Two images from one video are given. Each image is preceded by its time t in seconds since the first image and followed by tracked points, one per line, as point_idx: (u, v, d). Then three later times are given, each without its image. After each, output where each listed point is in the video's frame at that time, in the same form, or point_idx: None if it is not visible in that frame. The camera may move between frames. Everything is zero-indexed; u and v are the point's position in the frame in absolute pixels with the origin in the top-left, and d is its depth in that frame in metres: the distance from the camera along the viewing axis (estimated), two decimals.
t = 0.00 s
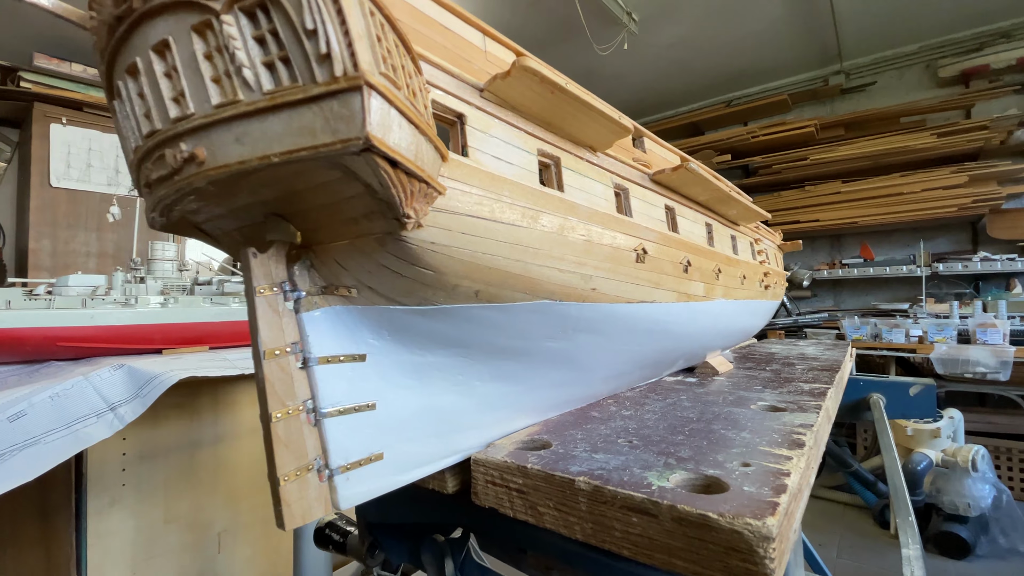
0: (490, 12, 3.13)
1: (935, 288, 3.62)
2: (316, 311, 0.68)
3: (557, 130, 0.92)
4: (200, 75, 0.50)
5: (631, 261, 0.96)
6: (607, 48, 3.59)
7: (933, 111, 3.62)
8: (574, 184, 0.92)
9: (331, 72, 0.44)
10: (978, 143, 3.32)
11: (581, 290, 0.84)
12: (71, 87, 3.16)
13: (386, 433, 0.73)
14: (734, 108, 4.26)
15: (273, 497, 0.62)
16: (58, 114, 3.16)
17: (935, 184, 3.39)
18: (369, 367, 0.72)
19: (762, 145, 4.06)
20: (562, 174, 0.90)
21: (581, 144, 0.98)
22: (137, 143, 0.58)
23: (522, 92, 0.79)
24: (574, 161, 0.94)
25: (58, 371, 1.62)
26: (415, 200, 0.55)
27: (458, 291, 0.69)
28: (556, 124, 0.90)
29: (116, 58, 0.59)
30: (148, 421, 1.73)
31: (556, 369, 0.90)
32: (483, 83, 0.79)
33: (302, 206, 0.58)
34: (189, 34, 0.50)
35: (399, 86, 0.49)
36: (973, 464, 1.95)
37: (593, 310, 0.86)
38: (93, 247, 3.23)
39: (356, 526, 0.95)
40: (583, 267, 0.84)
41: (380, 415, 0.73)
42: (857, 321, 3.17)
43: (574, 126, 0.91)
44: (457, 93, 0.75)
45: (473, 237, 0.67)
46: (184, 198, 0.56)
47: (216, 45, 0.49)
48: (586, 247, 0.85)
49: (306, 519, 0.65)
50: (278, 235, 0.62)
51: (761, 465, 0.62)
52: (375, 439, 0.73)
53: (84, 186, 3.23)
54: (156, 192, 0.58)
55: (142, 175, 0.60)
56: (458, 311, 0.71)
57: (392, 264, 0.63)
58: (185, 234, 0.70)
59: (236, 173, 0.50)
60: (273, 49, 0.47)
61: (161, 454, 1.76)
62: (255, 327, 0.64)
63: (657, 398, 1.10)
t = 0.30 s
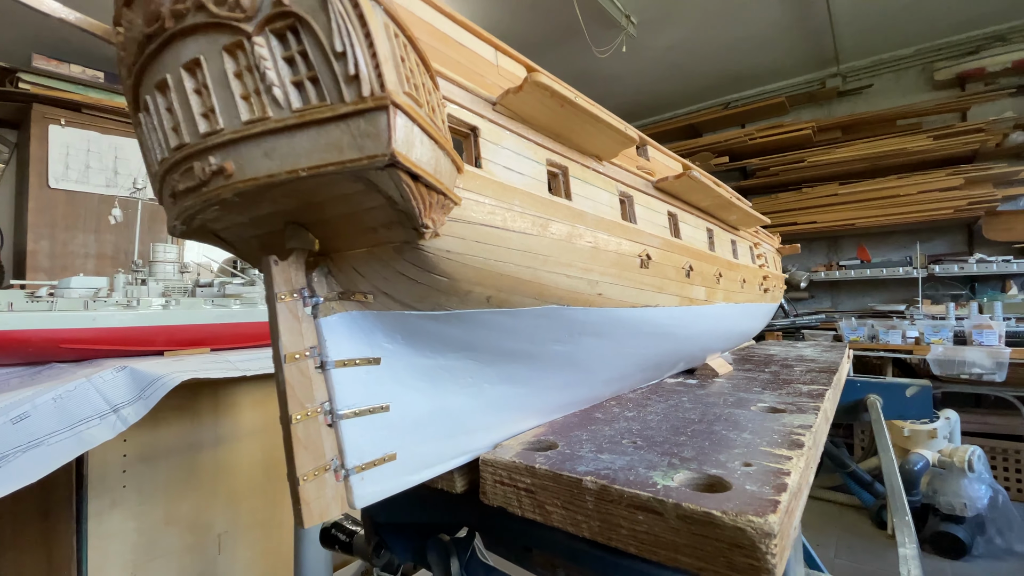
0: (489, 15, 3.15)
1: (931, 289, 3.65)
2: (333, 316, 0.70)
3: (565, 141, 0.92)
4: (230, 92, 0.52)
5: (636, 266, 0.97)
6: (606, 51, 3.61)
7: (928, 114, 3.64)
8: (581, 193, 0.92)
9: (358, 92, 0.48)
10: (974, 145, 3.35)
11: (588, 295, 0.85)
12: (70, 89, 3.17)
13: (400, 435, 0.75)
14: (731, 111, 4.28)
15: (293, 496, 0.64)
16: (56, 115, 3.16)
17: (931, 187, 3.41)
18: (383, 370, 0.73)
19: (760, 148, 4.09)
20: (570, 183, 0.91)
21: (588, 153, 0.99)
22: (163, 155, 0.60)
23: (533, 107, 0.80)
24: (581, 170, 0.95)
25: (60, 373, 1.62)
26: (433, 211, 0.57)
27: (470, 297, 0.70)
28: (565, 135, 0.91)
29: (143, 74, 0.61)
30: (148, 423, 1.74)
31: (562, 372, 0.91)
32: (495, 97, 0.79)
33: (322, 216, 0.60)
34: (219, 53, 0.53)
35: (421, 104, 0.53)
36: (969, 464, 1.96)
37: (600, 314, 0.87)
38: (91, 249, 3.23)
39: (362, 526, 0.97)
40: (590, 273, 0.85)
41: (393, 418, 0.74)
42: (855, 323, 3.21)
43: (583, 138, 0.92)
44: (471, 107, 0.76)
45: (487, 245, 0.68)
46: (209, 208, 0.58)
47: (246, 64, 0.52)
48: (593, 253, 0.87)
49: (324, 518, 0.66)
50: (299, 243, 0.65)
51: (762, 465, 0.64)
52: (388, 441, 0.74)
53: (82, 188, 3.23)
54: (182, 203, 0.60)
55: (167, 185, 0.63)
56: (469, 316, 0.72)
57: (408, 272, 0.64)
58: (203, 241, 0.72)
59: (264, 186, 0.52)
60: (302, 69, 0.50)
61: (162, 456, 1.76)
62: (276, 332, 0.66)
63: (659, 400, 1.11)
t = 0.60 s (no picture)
0: (488, 16, 3.16)
1: (927, 290, 3.68)
2: (347, 318, 0.70)
3: (572, 146, 0.94)
4: (253, 101, 0.53)
5: (642, 269, 0.99)
6: (604, 52, 3.63)
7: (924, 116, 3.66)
8: (588, 197, 0.93)
9: (380, 102, 0.49)
10: (970, 147, 3.36)
11: (595, 298, 0.86)
12: (67, 90, 3.16)
13: (412, 436, 0.76)
14: (728, 112, 4.31)
15: (308, 495, 0.64)
16: (54, 116, 3.14)
17: (927, 189, 3.44)
18: (395, 371, 0.74)
19: (757, 150, 4.11)
20: (577, 188, 0.92)
21: (595, 158, 1.01)
22: (185, 161, 0.62)
23: (544, 114, 0.82)
24: (588, 175, 0.96)
25: (60, 374, 1.62)
26: (449, 216, 0.58)
27: (481, 300, 0.71)
28: (573, 141, 0.92)
29: (165, 81, 0.63)
30: (148, 424, 1.73)
31: (568, 373, 0.92)
32: (507, 105, 0.82)
33: (338, 220, 0.61)
34: (243, 63, 0.54)
35: (439, 113, 0.53)
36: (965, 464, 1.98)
37: (606, 317, 0.88)
38: (89, 250, 3.23)
39: (367, 526, 0.99)
40: (597, 276, 0.86)
41: (405, 419, 0.75)
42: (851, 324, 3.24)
43: (590, 143, 0.93)
44: (483, 114, 0.77)
45: (498, 249, 0.69)
46: (229, 213, 0.59)
47: (269, 74, 0.53)
48: (600, 257, 0.87)
49: (339, 516, 0.66)
50: (314, 246, 0.65)
51: (765, 464, 0.64)
52: (400, 441, 0.74)
53: (80, 189, 3.22)
54: (202, 208, 0.61)
55: (187, 190, 0.64)
56: (480, 318, 0.73)
57: (422, 275, 0.65)
58: (218, 244, 0.74)
59: (285, 192, 0.53)
60: (325, 79, 0.51)
61: (162, 457, 1.76)
62: (293, 333, 0.66)
63: (661, 400, 1.12)
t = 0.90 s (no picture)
0: (486, 18, 3.17)
1: (924, 292, 3.70)
2: (360, 327, 0.71)
3: (582, 156, 0.94)
4: (274, 115, 0.54)
5: (649, 276, 0.99)
6: (603, 55, 3.64)
7: (920, 119, 3.69)
8: (598, 207, 0.94)
9: (402, 118, 0.50)
10: (965, 150, 3.39)
11: (604, 305, 0.86)
12: (64, 91, 3.16)
13: (423, 443, 0.76)
14: (727, 115, 4.32)
15: (322, 502, 0.65)
16: (51, 117, 3.13)
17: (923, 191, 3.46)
18: (406, 379, 0.75)
19: (755, 152, 4.12)
20: (587, 198, 0.92)
21: (603, 168, 1.01)
22: (202, 172, 0.63)
23: (556, 125, 0.82)
24: (598, 185, 0.97)
25: (59, 377, 1.62)
26: (465, 228, 0.58)
27: (493, 309, 0.71)
28: (583, 151, 0.93)
29: (182, 93, 0.63)
30: (148, 427, 1.73)
31: (575, 380, 0.93)
32: (520, 116, 0.82)
33: (354, 232, 0.61)
34: (263, 78, 0.55)
35: (457, 128, 0.55)
36: (962, 465, 1.95)
37: (615, 324, 0.89)
38: (86, 251, 3.21)
39: (371, 531, 0.99)
40: (606, 283, 0.86)
41: (415, 426, 0.76)
42: (849, 325, 3.24)
43: (600, 153, 0.94)
44: (497, 126, 0.77)
45: (511, 260, 0.69)
46: (245, 225, 0.60)
47: (290, 89, 0.54)
48: (609, 265, 0.88)
49: (353, 524, 0.67)
50: (328, 256, 0.66)
51: (773, 470, 0.65)
52: (411, 448, 0.75)
53: (77, 190, 3.21)
54: (219, 218, 0.62)
55: (203, 201, 0.65)
56: (491, 326, 0.73)
57: (437, 285, 0.66)
58: (230, 253, 0.74)
59: (304, 206, 0.54)
60: (346, 95, 0.52)
61: (161, 460, 1.76)
62: (308, 342, 0.67)
63: (666, 405, 1.13)
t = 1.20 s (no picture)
0: (484, 19, 3.17)
1: (919, 293, 3.72)
2: (366, 325, 0.71)
3: (586, 156, 0.95)
4: (283, 115, 0.55)
5: (652, 275, 1.00)
6: (600, 56, 3.64)
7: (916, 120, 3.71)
8: (602, 207, 0.94)
9: (412, 118, 0.50)
10: (960, 151, 3.41)
11: (607, 304, 0.87)
12: (60, 90, 3.15)
13: (428, 440, 0.77)
14: (724, 116, 4.34)
15: (329, 500, 0.64)
16: (46, 117, 3.12)
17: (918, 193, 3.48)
18: (412, 378, 0.75)
19: (752, 153, 4.14)
20: (591, 197, 0.92)
21: (607, 168, 1.01)
22: (210, 171, 0.63)
23: (561, 125, 0.83)
24: (601, 184, 0.97)
25: (56, 377, 1.61)
26: (472, 227, 0.58)
27: (499, 308, 0.71)
28: (587, 151, 0.93)
29: (190, 92, 0.63)
30: (145, 428, 1.72)
31: (578, 379, 0.93)
32: (525, 116, 0.82)
33: (361, 231, 0.62)
34: (273, 77, 0.55)
35: (466, 127, 0.55)
36: (958, 465, 1.96)
37: (618, 323, 0.89)
38: (82, 251, 3.20)
39: (373, 531, 0.99)
40: (610, 283, 0.87)
41: (420, 424, 0.76)
42: (845, 325, 3.27)
43: (603, 153, 0.94)
44: (503, 126, 0.78)
45: (516, 258, 0.70)
46: (253, 223, 0.60)
47: (299, 89, 0.54)
48: (613, 264, 0.88)
49: (359, 523, 0.67)
50: (335, 255, 0.66)
51: (774, 467, 0.65)
52: (416, 446, 0.76)
53: (73, 190, 3.19)
54: (226, 217, 0.62)
55: (210, 199, 0.65)
56: (496, 325, 0.73)
57: (444, 284, 0.66)
58: (235, 252, 0.75)
59: (314, 204, 0.54)
60: (356, 94, 0.52)
61: (157, 461, 1.75)
62: (315, 340, 0.67)
63: (667, 404, 1.13)
